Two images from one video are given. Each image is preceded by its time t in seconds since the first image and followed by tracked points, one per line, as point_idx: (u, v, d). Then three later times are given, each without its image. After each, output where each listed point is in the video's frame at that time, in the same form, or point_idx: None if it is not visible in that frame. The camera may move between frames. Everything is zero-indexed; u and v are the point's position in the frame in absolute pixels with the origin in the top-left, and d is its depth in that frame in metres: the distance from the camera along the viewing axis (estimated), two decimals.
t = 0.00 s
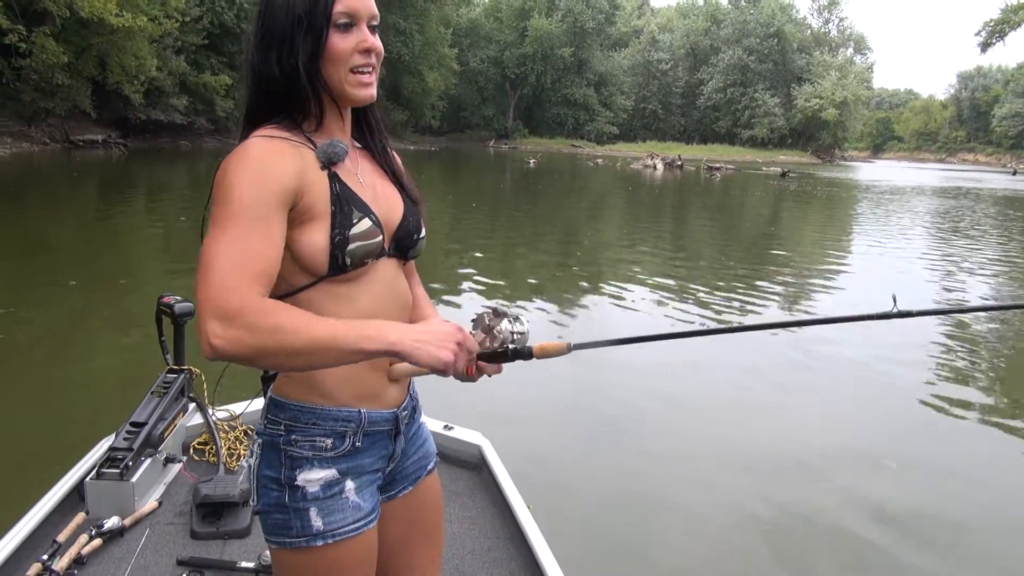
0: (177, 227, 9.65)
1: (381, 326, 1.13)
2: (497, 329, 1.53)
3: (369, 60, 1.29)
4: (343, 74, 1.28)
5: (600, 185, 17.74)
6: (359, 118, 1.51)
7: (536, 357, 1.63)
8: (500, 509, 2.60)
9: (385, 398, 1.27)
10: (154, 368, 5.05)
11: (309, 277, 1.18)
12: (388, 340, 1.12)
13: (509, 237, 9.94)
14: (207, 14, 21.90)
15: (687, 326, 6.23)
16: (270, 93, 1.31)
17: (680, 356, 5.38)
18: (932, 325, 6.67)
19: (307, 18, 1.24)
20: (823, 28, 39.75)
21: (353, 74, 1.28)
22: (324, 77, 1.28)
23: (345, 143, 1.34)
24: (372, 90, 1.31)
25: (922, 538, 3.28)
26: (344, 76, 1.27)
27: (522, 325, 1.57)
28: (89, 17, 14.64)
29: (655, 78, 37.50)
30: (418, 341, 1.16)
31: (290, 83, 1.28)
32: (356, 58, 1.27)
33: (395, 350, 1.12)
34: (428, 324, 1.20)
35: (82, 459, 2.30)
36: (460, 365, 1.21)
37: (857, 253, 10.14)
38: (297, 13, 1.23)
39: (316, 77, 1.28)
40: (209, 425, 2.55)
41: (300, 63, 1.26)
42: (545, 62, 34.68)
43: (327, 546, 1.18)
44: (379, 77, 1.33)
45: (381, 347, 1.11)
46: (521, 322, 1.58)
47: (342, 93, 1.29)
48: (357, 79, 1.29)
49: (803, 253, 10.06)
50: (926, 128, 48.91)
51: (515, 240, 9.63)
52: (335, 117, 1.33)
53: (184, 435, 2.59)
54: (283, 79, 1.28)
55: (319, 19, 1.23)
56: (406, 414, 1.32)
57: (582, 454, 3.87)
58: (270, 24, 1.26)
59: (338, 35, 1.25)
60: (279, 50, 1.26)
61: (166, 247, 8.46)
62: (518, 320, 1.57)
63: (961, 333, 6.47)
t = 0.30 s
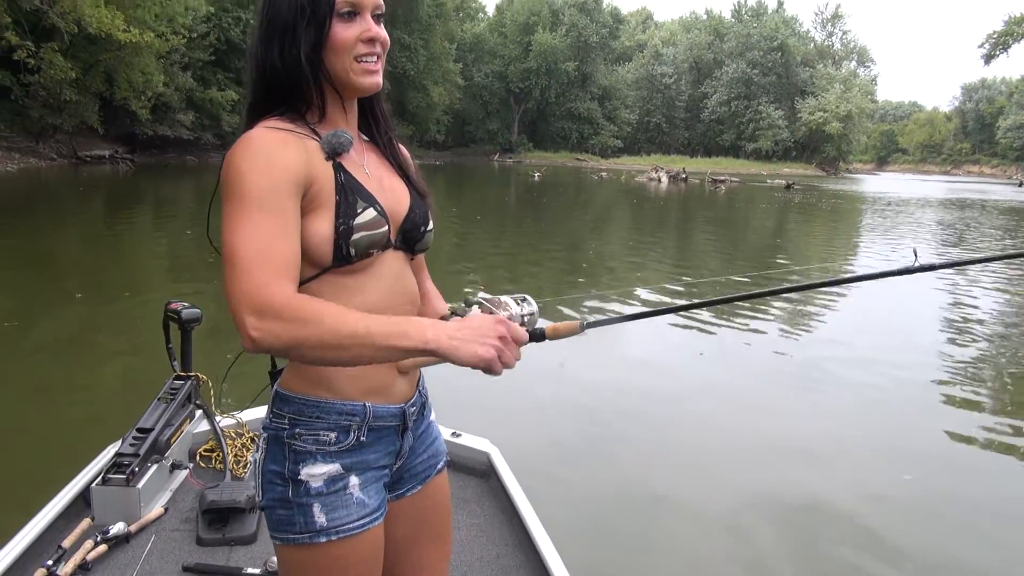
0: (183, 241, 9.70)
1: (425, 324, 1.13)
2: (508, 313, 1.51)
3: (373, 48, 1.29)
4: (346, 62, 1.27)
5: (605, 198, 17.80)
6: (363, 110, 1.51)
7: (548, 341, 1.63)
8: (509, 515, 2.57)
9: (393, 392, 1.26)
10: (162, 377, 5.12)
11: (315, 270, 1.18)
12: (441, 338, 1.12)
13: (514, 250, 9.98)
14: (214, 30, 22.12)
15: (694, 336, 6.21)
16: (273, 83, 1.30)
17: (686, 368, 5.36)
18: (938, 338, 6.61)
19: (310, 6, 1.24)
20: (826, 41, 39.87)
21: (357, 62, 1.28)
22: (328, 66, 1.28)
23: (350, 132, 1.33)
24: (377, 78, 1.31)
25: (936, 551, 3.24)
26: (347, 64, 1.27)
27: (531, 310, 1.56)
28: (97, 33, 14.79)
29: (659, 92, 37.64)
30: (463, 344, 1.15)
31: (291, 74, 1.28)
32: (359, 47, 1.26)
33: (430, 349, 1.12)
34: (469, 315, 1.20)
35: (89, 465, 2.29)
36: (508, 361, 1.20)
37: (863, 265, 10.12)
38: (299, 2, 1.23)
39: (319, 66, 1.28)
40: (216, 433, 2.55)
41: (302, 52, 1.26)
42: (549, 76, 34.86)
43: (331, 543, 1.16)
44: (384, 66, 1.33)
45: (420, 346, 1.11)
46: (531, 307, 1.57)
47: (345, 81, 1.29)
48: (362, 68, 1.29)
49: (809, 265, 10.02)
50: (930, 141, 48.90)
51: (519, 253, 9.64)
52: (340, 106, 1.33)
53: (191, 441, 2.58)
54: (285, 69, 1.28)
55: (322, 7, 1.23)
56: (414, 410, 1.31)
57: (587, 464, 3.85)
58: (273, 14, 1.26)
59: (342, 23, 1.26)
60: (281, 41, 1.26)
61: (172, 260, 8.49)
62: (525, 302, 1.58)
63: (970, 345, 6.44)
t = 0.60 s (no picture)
0: (190, 257, 9.74)
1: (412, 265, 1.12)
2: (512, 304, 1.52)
3: (383, 40, 1.29)
4: (357, 53, 1.28)
5: (611, 212, 17.84)
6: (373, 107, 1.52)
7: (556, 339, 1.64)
8: (520, 523, 2.56)
9: (400, 388, 1.26)
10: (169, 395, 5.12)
11: (323, 264, 1.18)
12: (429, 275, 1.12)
13: (521, 264, 9.99)
14: (221, 49, 22.35)
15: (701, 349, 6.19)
16: (282, 77, 1.31)
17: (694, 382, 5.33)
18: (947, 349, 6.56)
19: None
20: (830, 54, 39.97)
21: (369, 54, 1.29)
22: (338, 59, 1.29)
23: (359, 127, 1.34)
24: (389, 71, 1.31)
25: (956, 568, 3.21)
26: (358, 55, 1.28)
27: (542, 308, 1.57)
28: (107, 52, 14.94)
29: (664, 106, 37.76)
30: (449, 274, 1.14)
31: (301, 67, 1.29)
32: (370, 39, 1.27)
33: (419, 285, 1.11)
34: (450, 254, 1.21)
35: (97, 476, 2.28)
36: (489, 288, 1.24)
37: (871, 277, 10.09)
38: None
39: (329, 59, 1.29)
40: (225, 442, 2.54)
41: (312, 46, 1.27)
42: (554, 92, 35.03)
43: (339, 543, 1.15)
44: (394, 58, 1.34)
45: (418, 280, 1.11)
46: (541, 306, 1.58)
47: (355, 74, 1.30)
48: (373, 58, 1.29)
49: (816, 277, 9.98)
50: (936, 153, 48.87)
51: (526, 266, 9.64)
52: (348, 99, 1.34)
53: (200, 450, 2.57)
54: (295, 62, 1.29)
55: None
56: (421, 409, 1.30)
57: (595, 480, 3.83)
58: (283, 7, 1.26)
59: (351, 15, 1.26)
60: (292, 33, 1.27)
61: (180, 276, 8.54)
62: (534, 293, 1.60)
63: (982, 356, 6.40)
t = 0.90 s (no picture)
0: (198, 267, 9.78)
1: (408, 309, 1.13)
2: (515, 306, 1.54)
3: (393, 34, 1.32)
4: (367, 46, 1.30)
5: (618, 222, 17.87)
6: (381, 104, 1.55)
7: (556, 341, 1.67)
8: (528, 528, 2.55)
9: (401, 388, 1.26)
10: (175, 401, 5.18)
11: (330, 261, 1.19)
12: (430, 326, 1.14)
13: (528, 274, 10.01)
14: (230, 61, 22.55)
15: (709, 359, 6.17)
16: (293, 69, 1.33)
17: (703, 392, 5.31)
18: (958, 359, 6.53)
19: None
20: (837, 64, 39.99)
21: (379, 46, 1.31)
22: (349, 53, 1.31)
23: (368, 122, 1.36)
24: (398, 62, 1.34)
25: None
26: (368, 48, 1.30)
27: (542, 308, 1.59)
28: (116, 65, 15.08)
29: (671, 116, 37.83)
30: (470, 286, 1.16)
31: (313, 60, 1.30)
32: (380, 32, 1.29)
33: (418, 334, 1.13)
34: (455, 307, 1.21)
35: (106, 479, 2.29)
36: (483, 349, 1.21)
37: (879, 286, 10.06)
38: None
39: (340, 51, 1.31)
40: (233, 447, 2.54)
41: (323, 38, 1.28)
42: (560, 103, 35.14)
43: (342, 541, 1.16)
44: (403, 54, 1.36)
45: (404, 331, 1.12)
46: (541, 306, 1.60)
47: (365, 66, 1.32)
48: (383, 51, 1.31)
49: (826, 286, 9.93)
50: (944, 162, 48.74)
51: (533, 277, 9.63)
52: (357, 92, 1.36)
53: (209, 455, 2.57)
54: (305, 54, 1.30)
55: None
56: (422, 407, 1.31)
57: (603, 491, 3.81)
58: None
59: (362, 9, 1.28)
60: (303, 25, 1.29)
61: (188, 286, 8.59)
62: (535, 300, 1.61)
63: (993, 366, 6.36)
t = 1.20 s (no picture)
0: (204, 269, 9.83)
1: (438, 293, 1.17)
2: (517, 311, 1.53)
3: (405, 29, 1.36)
4: (377, 39, 1.33)
5: (623, 225, 17.90)
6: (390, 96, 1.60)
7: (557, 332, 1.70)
8: (532, 523, 2.57)
9: (404, 374, 1.29)
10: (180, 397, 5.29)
11: (336, 250, 1.22)
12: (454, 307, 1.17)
13: (532, 276, 10.05)
14: (236, 64, 22.67)
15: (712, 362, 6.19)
16: (305, 60, 1.37)
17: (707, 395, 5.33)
18: (963, 362, 6.53)
19: None
20: (842, 68, 39.98)
21: (389, 41, 1.34)
22: (360, 45, 1.34)
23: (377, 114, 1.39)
24: (407, 57, 1.37)
25: None
26: (378, 40, 1.33)
27: (544, 301, 1.61)
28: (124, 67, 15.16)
29: (676, 119, 37.85)
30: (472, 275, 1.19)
31: (325, 50, 1.34)
32: (392, 26, 1.33)
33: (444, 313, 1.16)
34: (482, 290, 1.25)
35: (118, 469, 2.33)
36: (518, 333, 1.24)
37: (884, 289, 10.07)
38: None
39: (352, 44, 1.34)
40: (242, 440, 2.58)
41: (336, 29, 1.32)
42: (565, 106, 35.19)
43: (347, 522, 1.18)
44: (413, 47, 1.40)
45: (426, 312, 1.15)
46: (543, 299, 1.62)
47: (376, 59, 1.35)
48: (393, 46, 1.35)
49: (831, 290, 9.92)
50: (950, 166, 48.67)
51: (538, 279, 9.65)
52: (366, 85, 1.40)
53: (217, 449, 2.61)
54: (317, 44, 1.34)
55: None
56: (424, 394, 1.33)
57: (607, 492, 3.84)
58: None
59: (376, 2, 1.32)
60: (315, 16, 1.33)
61: (194, 287, 8.66)
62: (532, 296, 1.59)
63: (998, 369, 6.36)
